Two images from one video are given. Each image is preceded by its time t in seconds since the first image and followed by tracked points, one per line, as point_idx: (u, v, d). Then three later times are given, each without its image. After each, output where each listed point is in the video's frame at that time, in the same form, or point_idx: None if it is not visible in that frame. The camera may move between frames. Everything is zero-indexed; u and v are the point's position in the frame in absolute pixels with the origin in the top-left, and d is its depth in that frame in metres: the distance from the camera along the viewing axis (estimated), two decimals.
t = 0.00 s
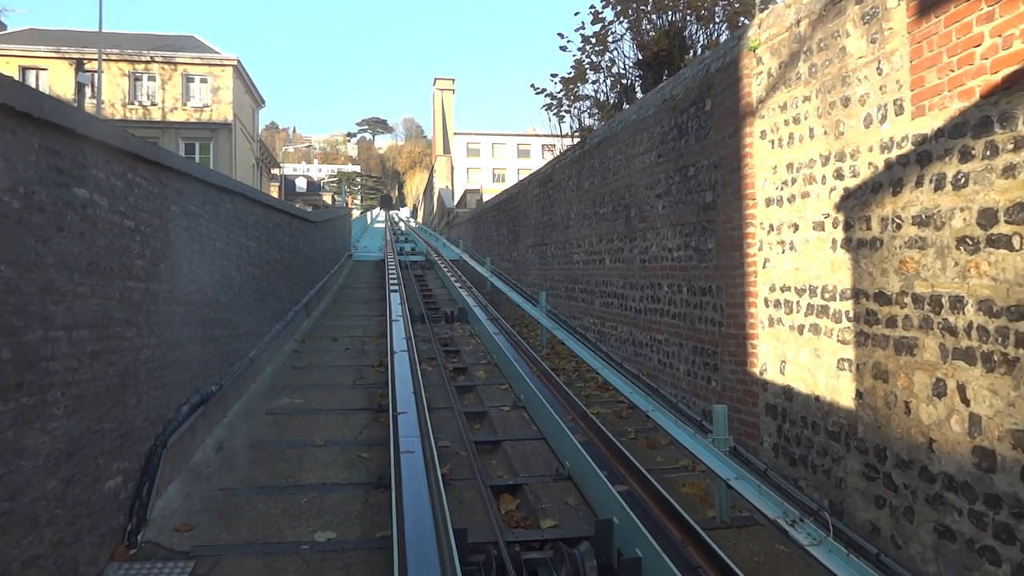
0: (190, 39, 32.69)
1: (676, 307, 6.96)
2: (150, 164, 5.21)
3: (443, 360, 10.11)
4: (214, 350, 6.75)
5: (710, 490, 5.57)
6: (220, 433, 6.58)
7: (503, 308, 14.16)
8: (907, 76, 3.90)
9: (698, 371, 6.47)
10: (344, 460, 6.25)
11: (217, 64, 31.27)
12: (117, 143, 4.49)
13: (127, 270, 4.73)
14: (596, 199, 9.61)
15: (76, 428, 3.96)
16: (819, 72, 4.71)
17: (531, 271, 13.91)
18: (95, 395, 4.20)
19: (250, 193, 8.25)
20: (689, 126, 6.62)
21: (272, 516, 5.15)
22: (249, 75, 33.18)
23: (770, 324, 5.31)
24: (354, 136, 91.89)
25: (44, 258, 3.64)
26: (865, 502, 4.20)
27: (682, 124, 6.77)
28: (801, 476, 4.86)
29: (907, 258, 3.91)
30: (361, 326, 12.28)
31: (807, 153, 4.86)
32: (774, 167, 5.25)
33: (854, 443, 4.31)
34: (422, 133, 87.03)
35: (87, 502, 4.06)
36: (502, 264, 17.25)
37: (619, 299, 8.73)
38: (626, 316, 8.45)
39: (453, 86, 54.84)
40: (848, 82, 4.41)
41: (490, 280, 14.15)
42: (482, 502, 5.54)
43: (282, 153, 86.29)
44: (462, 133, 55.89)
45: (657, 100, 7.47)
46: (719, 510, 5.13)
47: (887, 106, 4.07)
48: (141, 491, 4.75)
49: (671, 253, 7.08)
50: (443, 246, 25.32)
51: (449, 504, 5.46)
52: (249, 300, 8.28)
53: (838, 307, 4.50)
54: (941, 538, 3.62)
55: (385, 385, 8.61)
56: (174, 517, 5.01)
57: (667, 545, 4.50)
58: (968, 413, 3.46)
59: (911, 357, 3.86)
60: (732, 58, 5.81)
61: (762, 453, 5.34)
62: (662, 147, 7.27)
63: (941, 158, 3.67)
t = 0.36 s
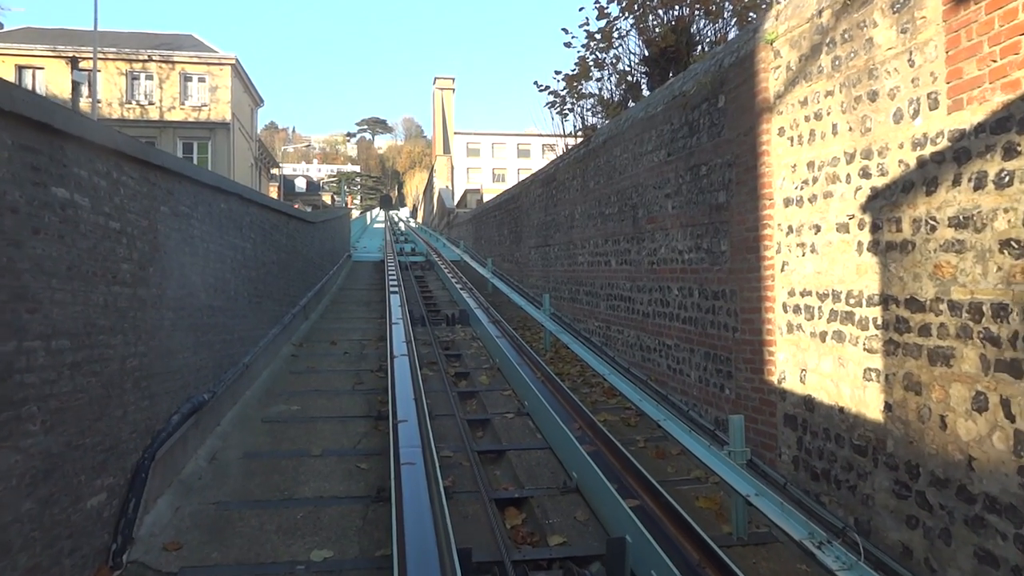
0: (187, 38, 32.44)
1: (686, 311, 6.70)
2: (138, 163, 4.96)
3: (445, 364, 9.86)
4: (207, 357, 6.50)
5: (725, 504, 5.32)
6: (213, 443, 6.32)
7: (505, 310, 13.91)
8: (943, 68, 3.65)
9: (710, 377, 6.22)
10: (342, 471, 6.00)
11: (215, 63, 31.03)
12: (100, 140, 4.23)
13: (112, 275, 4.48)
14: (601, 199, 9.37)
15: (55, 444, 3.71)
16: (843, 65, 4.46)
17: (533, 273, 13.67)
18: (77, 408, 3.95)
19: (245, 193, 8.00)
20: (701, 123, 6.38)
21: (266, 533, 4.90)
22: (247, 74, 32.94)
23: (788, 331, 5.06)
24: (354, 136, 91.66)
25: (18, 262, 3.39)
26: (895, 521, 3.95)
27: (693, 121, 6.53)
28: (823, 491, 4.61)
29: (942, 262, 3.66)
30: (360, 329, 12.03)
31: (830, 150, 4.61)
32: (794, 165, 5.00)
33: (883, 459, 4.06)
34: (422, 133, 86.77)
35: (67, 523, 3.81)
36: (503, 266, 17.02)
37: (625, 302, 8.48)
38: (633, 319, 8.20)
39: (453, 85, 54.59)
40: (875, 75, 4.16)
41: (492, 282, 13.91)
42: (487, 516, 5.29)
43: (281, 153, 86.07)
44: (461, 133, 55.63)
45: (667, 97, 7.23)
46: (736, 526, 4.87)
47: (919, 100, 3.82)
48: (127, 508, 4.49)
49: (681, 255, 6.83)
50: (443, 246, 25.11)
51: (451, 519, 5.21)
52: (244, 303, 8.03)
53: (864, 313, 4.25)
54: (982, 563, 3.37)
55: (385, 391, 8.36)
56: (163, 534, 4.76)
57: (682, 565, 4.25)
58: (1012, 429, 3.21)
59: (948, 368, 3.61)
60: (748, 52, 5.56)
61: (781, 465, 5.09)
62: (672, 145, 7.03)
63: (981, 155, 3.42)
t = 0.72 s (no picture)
0: (185, 36, 32.13)
1: (701, 316, 6.39)
2: (120, 161, 4.65)
3: (447, 370, 9.55)
4: (197, 365, 6.18)
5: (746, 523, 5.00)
6: (204, 456, 6.01)
7: (507, 312, 13.60)
8: (995, 55, 3.34)
9: (727, 387, 5.91)
10: (340, 487, 5.69)
11: (213, 62, 30.72)
12: (76, 136, 3.92)
13: (92, 281, 4.17)
14: (609, 199, 9.06)
15: (24, 467, 3.41)
16: (877, 54, 4.14)
17: (537, 275, 13.37)
18: (49, 428, 3.64)
19: (239, 192, 7.69)
20: (717, 119, 6.06)
21: (258, 555, 4.58)
22: (246, 73, 32.65)
23: (815, 339, 4.74)
24: (354, 135, 91.40)
25: None
26: (939, 549, 3.63)
27: (708, 116, 6.22)
28: (855, 513, 4.29)
29: (993, 268, 3.34)
30: (360, 332, 11.72)
31: (862, 146, 4.30)
32: (821, 163, 4.69)
33: (924, 480, 3.75)
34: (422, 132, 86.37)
35: (38, 552, 3.50)
36: (505, 267, 16.71)
37: (635, 306, 8.17)
38: (643, 324, 7.89)
39: (453, 85, 54.28)
40: (914, 64, 3.84)
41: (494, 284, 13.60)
42: (493, 536, 4.98)
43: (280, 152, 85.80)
44: (461, 132, 55.31)
45: (679, 92, 6.92)
46: (760, 548, 4.53)
47: (966, 91, 3.51)
48: (108, 531, 4.18)
49: (695, 258, 6.51)
50: (444, 245, 24.88)
51: (455, 539, 4.89)
52: (239, 307, 7.72)
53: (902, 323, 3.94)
54: None
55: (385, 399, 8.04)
56: (147, 557, 4.44)
57: None
58: None
59: (1001, 384, 3.30)
60: (769, 43, 5.24)
61: (807, 483, 4.77)
62: (685, 143, 6.72)
63: None
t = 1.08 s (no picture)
0: (183, 34, 31.72)
1: (723, 324, 5.98)
2: (95, 157, 4.24)
3: (450, 378, 9.14)
4: (184, 377, 5.76)
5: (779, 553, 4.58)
6: (190, 476, 5.58)
7: (511, 316, 13.18)
8: None
9: (753, 401, 5.49)
10: (337, 510, 5.27)
11: (210, 60, 30.32)
12: (40, 128, 3.51)
13: (60, 291, 3.76)
14: (619, 199, 8.64)
15: None
16: (932, 37, 3.73)
17: (542, 277, 12.96)
18: (5, 458, 3.23)
19: (231, 192, 7.27)
20: (741, 113, 5.65)
21: None
22: (244, 71, 32.25)
23: (857, 353, 4.33)
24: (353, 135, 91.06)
25: None
26: None
27: (731, 110, 5.81)
28: (906, 546, 3.87)
29: None
30: (359, 337, 11.30)
31: (913, 140, 3.88)
32: (864, 159, 4.28)
33: (992, 516, 3.33)
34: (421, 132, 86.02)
35: None
36: (509, 269, 16.29)
37: (648, 312, 7.75)
38: (658, 331, 7.48)
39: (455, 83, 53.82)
40: (978, 47, 3.42)
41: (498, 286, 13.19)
42: (503, 567, 4.56)
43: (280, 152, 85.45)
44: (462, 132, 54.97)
45: (698, 86, 6.50)
46: None
47: None
48: (78, 569, 3.75)
49: (717, 262, 6.10)
50: (444, 246, 24.52)
51: (462, 571, 4.46)
52: (230, 314, 7.30)
53: (964, 337, 3.52)
54: None
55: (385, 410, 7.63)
56: None
57: None
58: None
59: None
60: (802, 30, 4.83)
61: (847, 510, 4.35)
62: (705, 139, 6.31)
63: None
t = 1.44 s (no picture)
0: (180, 32, 31.27)
1: (751, 335, 5.54)
2: (59, 152, 3.79)
3: (454, 387, 8.70)
4: (167, 393, 5.31)
5: None
6: (173, 500, 5.13)
7: (516, 320, 12.72)
8: None
9: (786, 418, 5.05)
10: (332, 539, 4.82)
11: (208, 58, 29.88)
12: None
13: (14, 304, 3.31)
14: (632, 199, 8.20)
15: None
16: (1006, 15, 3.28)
17: (548, 280, 12.53)
18: None
19: (221, 192, 6.82)
20: (772, 106, 5.21)
21: None
22: (242, 69, 31.82)
23: (912, 371, 3.89)
24: (353, 134, 90.66)
25: None
26: None
27: (760, 103, 5.37)
28: None
29: None
30: (358, 343, 10.86)
31: (983, 133, 3.44)
32: (920, 154, 3.83)
33: None
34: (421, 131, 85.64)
35: None
36: (513, 271, 15.83)
37: (665, 319, 7.31)
38: (675, 339, 7.04)
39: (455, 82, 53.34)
40: None
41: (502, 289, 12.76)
42: None
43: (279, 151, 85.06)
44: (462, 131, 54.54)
45: (721, 78, 6.05)
46: None
47: None
48: None
49: (743, 267, 5.66)
50: (446, 246, 24.12)
51: None
52: (220, 321, 6.85)
53: None
54: None
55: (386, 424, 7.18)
56: None
57: None
58: None
59: None
60: (845, 12, 4.39)
61: (900, 545, 3.90)
62: (729, 134, 5.87)
63: None
